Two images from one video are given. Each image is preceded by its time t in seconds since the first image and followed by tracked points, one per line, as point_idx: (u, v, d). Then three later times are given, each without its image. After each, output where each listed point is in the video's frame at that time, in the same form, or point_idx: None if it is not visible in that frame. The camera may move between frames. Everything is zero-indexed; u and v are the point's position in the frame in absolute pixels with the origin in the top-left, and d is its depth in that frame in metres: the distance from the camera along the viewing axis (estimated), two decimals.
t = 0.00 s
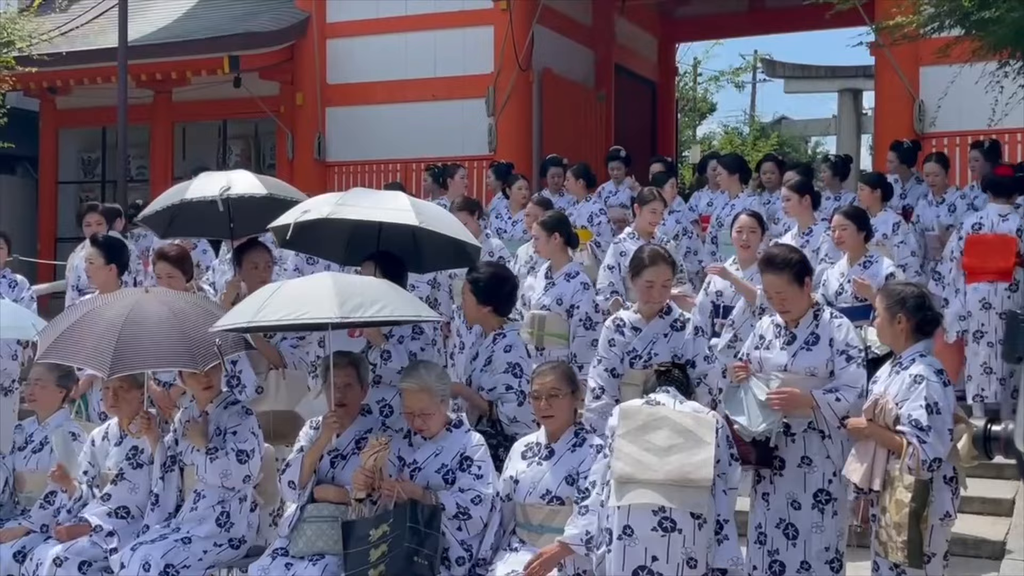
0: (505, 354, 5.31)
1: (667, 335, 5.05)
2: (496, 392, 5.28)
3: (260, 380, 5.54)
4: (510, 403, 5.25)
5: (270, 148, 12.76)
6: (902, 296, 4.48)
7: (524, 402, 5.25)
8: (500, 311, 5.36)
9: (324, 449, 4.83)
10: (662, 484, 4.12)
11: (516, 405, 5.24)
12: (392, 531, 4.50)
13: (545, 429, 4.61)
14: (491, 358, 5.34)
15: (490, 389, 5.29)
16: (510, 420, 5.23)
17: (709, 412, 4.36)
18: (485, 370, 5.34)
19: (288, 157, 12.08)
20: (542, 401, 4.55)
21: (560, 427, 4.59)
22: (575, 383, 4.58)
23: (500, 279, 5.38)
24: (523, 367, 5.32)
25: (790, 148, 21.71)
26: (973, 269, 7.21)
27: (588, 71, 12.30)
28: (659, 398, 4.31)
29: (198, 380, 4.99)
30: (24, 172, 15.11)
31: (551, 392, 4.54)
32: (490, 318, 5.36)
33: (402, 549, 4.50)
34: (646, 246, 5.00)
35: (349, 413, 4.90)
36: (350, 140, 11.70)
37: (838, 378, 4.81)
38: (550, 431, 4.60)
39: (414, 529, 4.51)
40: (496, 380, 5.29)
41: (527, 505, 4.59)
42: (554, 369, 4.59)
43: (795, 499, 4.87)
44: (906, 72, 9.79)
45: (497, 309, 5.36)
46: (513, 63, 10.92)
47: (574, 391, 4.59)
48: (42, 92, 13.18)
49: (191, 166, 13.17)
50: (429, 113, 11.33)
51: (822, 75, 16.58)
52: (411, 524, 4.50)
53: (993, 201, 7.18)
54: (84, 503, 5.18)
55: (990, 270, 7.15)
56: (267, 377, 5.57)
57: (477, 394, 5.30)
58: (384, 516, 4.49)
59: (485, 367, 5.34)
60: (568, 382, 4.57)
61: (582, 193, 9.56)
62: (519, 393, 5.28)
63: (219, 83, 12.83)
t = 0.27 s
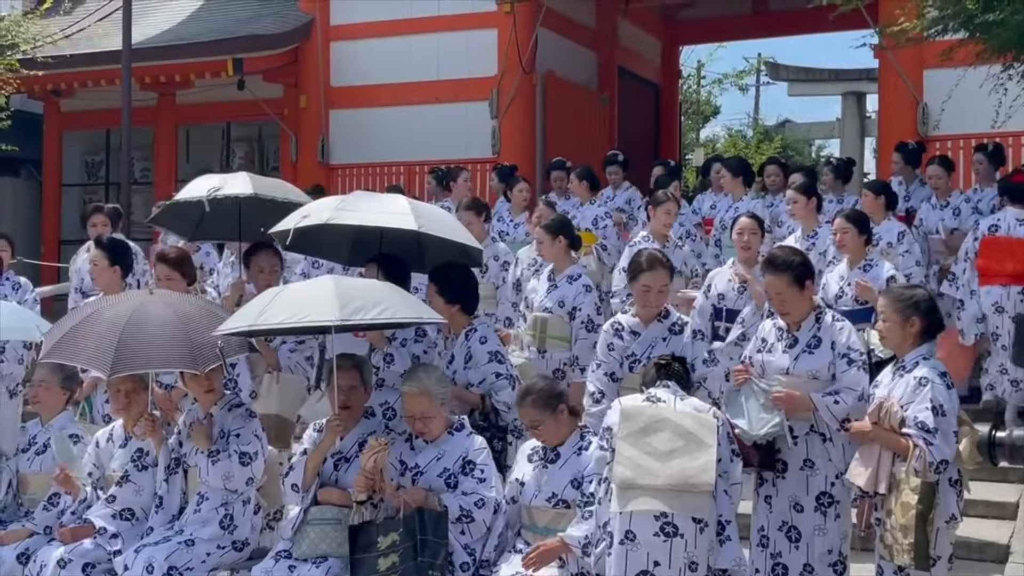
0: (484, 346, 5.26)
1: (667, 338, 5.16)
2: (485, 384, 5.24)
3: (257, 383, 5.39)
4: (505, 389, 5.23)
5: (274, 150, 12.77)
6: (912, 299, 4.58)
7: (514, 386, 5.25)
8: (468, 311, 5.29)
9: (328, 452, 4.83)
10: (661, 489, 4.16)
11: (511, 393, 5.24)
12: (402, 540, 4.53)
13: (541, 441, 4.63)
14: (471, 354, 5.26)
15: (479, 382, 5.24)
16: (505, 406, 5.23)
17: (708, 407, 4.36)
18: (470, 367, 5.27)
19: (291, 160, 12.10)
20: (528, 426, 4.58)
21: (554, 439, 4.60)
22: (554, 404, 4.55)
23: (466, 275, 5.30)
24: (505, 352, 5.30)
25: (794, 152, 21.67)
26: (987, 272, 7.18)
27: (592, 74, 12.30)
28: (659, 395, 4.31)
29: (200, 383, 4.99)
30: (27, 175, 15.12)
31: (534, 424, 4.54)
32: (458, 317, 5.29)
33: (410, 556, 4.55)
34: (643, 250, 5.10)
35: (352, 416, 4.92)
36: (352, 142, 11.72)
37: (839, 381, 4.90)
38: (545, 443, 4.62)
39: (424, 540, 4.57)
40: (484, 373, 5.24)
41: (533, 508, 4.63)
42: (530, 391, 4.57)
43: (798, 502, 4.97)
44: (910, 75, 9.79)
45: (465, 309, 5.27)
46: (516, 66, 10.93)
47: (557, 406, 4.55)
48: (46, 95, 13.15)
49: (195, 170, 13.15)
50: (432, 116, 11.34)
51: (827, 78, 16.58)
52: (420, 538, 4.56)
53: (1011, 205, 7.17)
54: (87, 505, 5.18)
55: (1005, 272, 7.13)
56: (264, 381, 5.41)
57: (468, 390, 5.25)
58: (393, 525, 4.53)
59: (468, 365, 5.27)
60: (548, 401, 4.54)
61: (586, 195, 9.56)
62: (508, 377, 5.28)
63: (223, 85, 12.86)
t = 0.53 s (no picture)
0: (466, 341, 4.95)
1: (678, 346, 4.88)
2: (473, 377, 4.93)
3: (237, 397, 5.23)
4: (495, 380, 4.93)
5: (261, 146, 12.44)
6: (937, 303, 4.29)
7: (504, 374, 4.96)
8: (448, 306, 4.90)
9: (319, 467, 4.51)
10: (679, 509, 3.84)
11: (502, 384, 4.93)
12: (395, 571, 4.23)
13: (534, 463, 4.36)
14: (453, 350, 4.94)
15: (466, 375, 4.93)
16: (499, 397, 4.92)
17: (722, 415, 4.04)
18: (453, 362, 4.94)
19: (280, 154, 11.75)
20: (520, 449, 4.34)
21: (549, 460, 4.33)
22: (543, 426, 4.28)
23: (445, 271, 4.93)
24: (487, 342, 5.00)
25: (814, 147, 21.39)
26: None
27: (600, 63, 11.97)
28: (670, 405, 3.98)
29: (182, 394, 4.69)
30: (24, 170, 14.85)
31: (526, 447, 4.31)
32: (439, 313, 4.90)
33: None
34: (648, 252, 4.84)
35: (344, 429, 4.61)
36: (349, 139, 11.39)
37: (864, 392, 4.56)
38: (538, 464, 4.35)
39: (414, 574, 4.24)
40: (469, 365, 4.93)
41: (536, 528, 4.33)
42: (519, 413, 4.31)
43: (817, 520, 4.64)
44: (937, 64, 9.44)
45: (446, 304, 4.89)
46: (520, 55, 10.61)
47: (545, 428, 4.29)
48: (18, 85, 12.85)
49: (177, 164, 12.89)
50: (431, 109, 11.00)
51: (850, 68, 16.31)
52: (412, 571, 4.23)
53: None
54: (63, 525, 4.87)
55: None
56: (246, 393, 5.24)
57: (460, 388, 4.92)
58: (386, 555, 4.24)
59: (451, 360, 4.94)
60: (536, 422, 4.27)
61: (593, 193, 9.25)
62: (496, 366, 4.98)
63: (206, 77, 12.54)
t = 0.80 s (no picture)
0: (456, 346, 4.41)
1: (696, 358, 4.39)
2: (464, 388, 4.38)
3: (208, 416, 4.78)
4: (489, 392, 4.39)
5: (231, 132, 12.01)
6: (988, 312, 3.83)
7: (499, 385, 4.41)
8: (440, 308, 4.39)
9: (296, 493, 4.01)
10: (705, 542, 3.41)
11: (497, 397, 4.39)
12: None
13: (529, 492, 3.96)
14: (443, 357, 4.40)
15: (455, 386, 4.38)
16: (493, 411, 4.38)
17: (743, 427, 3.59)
18: (443, 370, 4.40)
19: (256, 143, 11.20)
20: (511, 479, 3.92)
21: (543, 489, 3.93)
22: (533, 456, 3.84)
23: (430, 268, 4.40)
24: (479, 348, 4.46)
25: (849, 134, 20.77)
26: None
27: (609, 45, 11.51)
28: (688, 418, 3.53)
29: (145, 411, 4.19)
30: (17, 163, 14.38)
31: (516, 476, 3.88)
32: (428, 315, 4.37)
33: None
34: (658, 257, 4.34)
35: (325, 450, 4.11)
36: (330, 125, 10.84)
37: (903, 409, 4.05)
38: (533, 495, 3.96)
39: None
40: (456, 377, 4.38)
41: (538, 563, 3.98)
42: (505, 439, 3.84)
43: (853, 553, 4.15)
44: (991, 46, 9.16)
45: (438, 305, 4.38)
46: (521, 34, 10.11)
47: (537, 458, 3.85)
48: None
49: (138, 153, 12.43)
50: (420, 94, 10.43)
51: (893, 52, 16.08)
52: None
53: None
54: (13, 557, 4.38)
55: None
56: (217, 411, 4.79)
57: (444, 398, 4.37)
58: None
59: (441, 368, 4.40)
60: (525, 449, 3.83)
61: (604, 187, 8.75)
62: (490, 375, 4.43)
63: (172, 60, 12.06)
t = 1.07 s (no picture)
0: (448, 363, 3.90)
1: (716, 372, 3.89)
2: (454, 409, 3.89)
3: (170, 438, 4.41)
4: (483, 414, 3.89)
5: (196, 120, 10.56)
6: None
7: (494, 408, 3.91)
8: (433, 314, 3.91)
9: (267, 525, 3.56)
10: None
11: (494, 422, 3.89)
12: None
13: (525, 528, 3.49)
14: (433, 372, 3.90)
15: (445, 406, 3.88)
16: (486, 436, 3.89)
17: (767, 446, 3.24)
18: (432, 387, 3.90)
19: (218, 133, 9.99)
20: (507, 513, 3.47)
21: (543, 524, 3.46)
22: (530, 487, 3.40)
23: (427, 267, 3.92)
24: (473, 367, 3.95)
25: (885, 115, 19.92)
26: None
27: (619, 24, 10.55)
28: (708, 434, 3.16)
29: (97, 432, 3.71)
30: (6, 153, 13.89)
31: (511, 510, 3.44)
32: (417, 323, 3.89)
33: None
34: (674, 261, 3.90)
35: (299, 476, 3.63)
36: (300, 111, 9.63)
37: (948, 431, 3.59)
38: (529, 530, 3.48)
39: None
40: (449, 396, 3.88)
41: None
42: (497, 469, 3.43)
43: None
44: None
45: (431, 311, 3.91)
46: (519, 12, 8.98)
47: (534, 489, 3.41)
48: None
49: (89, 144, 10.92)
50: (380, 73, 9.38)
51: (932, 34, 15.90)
52: None
53: None
54: None
55: None
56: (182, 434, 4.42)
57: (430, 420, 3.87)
58: None
59: (430, 384, 3.90)
60: (519, 482, 3.40)
61: (613, 181, 8.34)
62: (486, 397, 3.93)
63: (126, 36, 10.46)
